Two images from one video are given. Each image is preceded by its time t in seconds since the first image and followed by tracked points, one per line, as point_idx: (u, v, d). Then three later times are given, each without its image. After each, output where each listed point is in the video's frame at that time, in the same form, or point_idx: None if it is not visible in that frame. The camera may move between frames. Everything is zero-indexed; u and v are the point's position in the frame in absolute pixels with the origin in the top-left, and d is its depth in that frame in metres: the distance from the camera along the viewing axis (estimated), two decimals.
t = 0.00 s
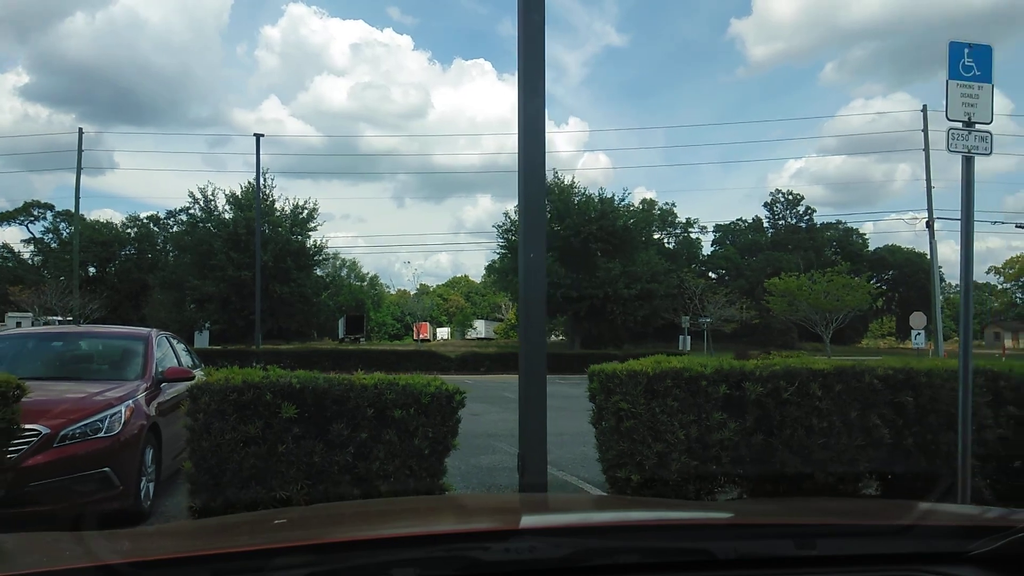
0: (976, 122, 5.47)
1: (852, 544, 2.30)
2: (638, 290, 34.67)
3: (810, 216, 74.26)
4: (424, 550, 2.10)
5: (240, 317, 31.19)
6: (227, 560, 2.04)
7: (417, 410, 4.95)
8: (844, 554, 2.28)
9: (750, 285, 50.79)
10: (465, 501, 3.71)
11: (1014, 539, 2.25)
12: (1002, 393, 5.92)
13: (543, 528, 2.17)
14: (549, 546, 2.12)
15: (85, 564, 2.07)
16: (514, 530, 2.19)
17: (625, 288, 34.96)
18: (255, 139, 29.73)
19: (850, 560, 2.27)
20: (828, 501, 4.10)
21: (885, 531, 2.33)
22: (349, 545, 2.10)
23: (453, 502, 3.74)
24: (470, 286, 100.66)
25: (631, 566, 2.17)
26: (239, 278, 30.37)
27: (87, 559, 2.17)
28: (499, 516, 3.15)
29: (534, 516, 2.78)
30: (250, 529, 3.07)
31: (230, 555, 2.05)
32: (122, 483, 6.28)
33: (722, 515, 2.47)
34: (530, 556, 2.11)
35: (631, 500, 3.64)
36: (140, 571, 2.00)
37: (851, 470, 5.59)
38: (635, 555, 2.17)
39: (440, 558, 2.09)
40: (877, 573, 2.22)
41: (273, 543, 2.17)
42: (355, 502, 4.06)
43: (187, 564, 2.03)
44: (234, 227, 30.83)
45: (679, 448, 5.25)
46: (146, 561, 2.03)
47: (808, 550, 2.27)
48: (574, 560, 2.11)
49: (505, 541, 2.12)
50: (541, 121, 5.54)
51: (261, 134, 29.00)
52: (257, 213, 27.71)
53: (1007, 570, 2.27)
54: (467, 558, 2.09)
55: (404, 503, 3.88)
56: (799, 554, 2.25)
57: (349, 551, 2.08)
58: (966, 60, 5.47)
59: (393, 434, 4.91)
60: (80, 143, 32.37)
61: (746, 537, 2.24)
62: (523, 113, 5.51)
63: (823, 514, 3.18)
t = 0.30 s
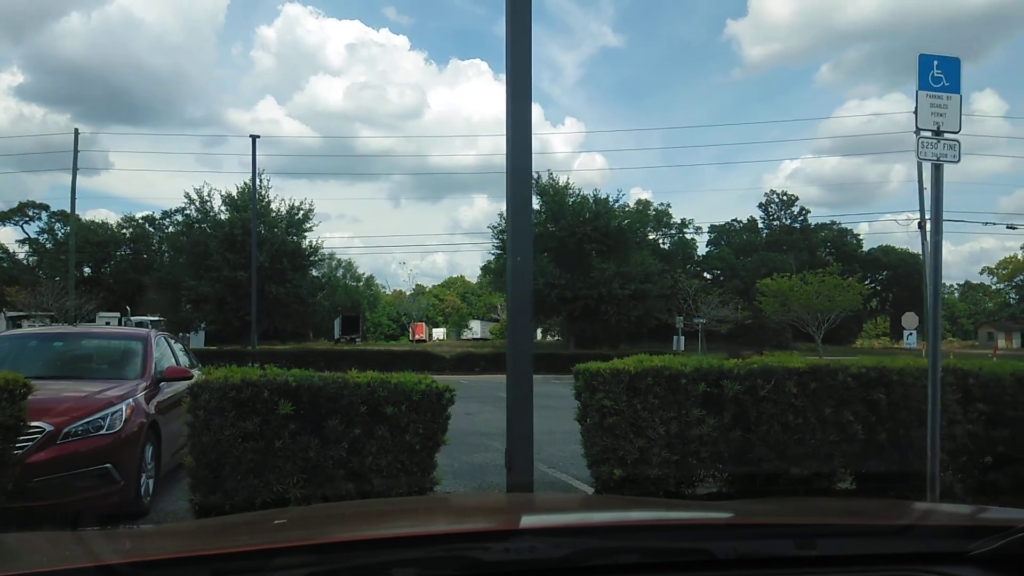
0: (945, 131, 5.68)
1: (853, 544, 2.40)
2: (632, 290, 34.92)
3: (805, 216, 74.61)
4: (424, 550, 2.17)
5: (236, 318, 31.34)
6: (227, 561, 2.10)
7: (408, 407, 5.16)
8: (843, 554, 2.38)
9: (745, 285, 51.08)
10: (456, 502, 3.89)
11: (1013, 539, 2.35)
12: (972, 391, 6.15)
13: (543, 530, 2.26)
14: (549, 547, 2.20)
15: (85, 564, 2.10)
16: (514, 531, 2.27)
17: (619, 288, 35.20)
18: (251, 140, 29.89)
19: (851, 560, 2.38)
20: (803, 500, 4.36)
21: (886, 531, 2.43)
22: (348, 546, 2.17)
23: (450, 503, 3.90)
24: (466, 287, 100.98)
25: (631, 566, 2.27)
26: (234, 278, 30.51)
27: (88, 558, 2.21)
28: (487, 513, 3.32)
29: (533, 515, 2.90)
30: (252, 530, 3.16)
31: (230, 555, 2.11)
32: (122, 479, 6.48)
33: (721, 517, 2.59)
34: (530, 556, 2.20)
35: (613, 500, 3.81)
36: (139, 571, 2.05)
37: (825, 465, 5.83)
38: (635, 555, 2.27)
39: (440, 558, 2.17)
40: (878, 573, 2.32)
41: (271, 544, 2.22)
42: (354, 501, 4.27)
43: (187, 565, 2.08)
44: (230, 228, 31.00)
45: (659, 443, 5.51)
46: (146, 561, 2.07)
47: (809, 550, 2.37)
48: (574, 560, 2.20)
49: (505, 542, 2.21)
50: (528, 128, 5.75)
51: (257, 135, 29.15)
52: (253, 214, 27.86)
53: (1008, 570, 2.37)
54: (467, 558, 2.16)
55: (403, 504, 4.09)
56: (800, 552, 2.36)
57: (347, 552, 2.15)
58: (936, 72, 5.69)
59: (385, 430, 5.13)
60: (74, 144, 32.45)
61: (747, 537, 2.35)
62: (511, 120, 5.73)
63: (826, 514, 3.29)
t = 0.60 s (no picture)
0: (911, 139, 5.93)
1: (852, 544, 2.38)
2: (624, 290, 35.19)
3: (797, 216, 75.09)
4: (424, 551, 2.16)
5: (230, 318, 31.44)
6: (225, 563, 2.08)
7: (397, 404, 5.40)
8: (844, 554, 2.35)
9: (737, 286, 51.41)
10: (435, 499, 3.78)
11: (1014, 540, 2.32)
12: (939, 389, 6.41)
13: (542, 530, 2.24)
14: (549, 546, 2.19)
15: (87, 564, 2.09)
16: (513, 531, 2.25)
17: (611, 288, 35.44)
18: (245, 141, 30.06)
19: (850, 560, 2.35)
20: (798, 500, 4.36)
21: (886, 531, 2.41)
22: (348, 546, 2.15)
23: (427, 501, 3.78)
24: (460, 287, 101.15)
25: (630, 566, 2.24)
26: (228, 278, 30.62)
27: (87, 559, 2.19)
28: (470, 508, 3.47)
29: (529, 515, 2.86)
30: (249, 529, 3.11)
31: (232, 555, 2.10)
32: (121, 473, 6.67)
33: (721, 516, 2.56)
34: (530, 556, 2.17)
35: (602, 502, 3.79)
36: (141, 570, 2.04)
37: (797, 458, 6.08)
38: (635, 556, 2.24)
39: (440, 558, 2.15)
40: (875, 573, 2.29)
41: (272, 543, 2.21)
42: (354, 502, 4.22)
43: (188, 564, 2.06)
44: (223, 228, 31.10)
45: (638, 437, 5.75)
46: (148, 560, 2.06)
47: (809, 550, 2.35)
48: (574, 560, 2.19)
49: (506, 541, 2.19)
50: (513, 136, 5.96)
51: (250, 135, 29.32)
52: (247, 214, 27.98)
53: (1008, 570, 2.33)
54: (467, 558, 2.14)
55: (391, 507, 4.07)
56: (800, 553, 2.33)
57: (349, 552, 2.14)
58: (902, 83, 5.93)
59: (375, 425, 5.36)
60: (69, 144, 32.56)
61: (746, 538, 2.32)
62: (496, 125, 5.98)
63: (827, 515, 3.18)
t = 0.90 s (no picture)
0: (877, 149, 6.20)
1: (851, 544, 2.40)
2: (615, 291, 35.46)
3: (788, 218, 75.61)
4: (423, 549, 2.19)
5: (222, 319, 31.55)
6: (223, 562, 2.11)
7: (385, 401, 5.64)
8: (840, 554, 2.38)
9: (728, 287, 51.73)
10: (423, 500, 3.82)
11: (1013, 540, 2.33)
12: (905, 387, 6.69)
13: (541, 529, 2.28)
14: (549, 546, 2.22)
15: (88, 563, 2.13)
16: (513, 530, 2.29)
17: (602, 289, 35.70)
18: (238, 142, 30.15)
19: (845, 560, 2.37)
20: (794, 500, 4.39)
21: (884, 530, 2.43)
22: (345, 545, 2.18)
23: (414, 501, 3.79)
24: (453, 288, 101.36)
25: (629, 567, 2.27)
26: (221, 279, 30.73)
27: (89, 558, 2.24)
28: (454, 505, 3.63)
29: (530, 515, 2.91)
30: (250, 528, 3.16)
31: (232, 554, 2.13)
32: (118, 469, 6.87)
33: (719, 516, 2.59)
34: (531, 555, 2.21)
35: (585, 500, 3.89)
36: (138, 570, 2.08)
37: (768, 453, 6.37)
38: (633, 556, 2.27)
39: (438, 558, 2.18)
40: (876, 573, 2.31)
41: (269, 543, 2.25)
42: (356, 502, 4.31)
43: (189, 564, 2.10)
44: (216, 229, 31.19)
45: (616, 433, 6.04)
46: (146, 560, 2.10)
47: (808, 549, 2.38)
48: (573, 559, 2.22)
49: (504, 541, 2.22)
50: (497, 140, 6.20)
51: (243, 137, 29.39)
52: (240, 215, 28.08)
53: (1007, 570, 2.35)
54: (467, 558, 2.18)
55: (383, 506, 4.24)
56: (800, 553, 2.36)
57: (349, 550, 2.17)
58: (869, 94, 6.20)
59: (364, 421, 5.60)
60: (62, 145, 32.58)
61: (743, 537, 2.35)
62: (481, 133, 6.19)
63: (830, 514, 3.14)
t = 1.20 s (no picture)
0: (843, 157, 6.46)
1: (851, 544, 2.50)
2: (603, 293, 35.74)
3: (775, 220, 76.24)
4: (425, 550, 2.27)
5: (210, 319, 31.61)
6: (226, 561, 2.21)
7: (369, 399, 5.84)
8: (840, 554, 2.47)
9: (715, 288, 52.14)
10: (407, 501, 3.95)
11: (1011, 540, 2.42)
12: (871, 386, 6.94)
13: (540, 530, 2.36)
14: (548, 546, 2.30)
15: (89, 565, 2.22)
16: (514, 531, 2.37)
17: (589, 290, 35.98)
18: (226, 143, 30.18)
19: (844, 560, 2.46)
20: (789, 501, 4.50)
21: (885, 531, 2.52)
22: (343, 546, 2.26)
23: (401, 504, 3.91)
24: (442, 289, 101.62)
25: (629, 566, 2.34)
26: (209, 279, 30.75)
27: (89, 559, 2.33)
28: (436, 505, 3.80)
29: (531, 515, 3.02)
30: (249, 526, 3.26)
31: (232, 555, 2.21)
32: (109, 466, 7.04)
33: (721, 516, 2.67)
34: (531, 555, 2.28)
35: (564, 500, 4.04)
36: (139, 571, 2.17)
37: (737, 449, 6.64)
38: (633, 555, 2.34)
39: (438, 558, 2.25)
40: (876, 572, 2.39)
41: (269, 545, 2.33)
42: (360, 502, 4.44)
43: (190, 563, 2.19)
44: (204, 229, 31.20)
45: (592, 430, 6.28)
46: (145, 560, 2.20)
47: (810, 550, 2.46)
48: (573, 559, 2.29)
49: (505, 541, 2.30)
50: (479, 147, 6.40)
51: (232, 138, 29.42)
52: (228, 215, 28.09)
53: (1008, 570, 2.43)
54: (467, 558, 2.26)
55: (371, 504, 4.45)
56: (800, 553, 2.45)
57: (350, 551, 2.25)
58: (835, 105, 6.47)
59: (349, 419, 5.80)
60: (49, 146, 32.48)
61: (742, 537, 2.43)
62: (462, 138, 6.38)
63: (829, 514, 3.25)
